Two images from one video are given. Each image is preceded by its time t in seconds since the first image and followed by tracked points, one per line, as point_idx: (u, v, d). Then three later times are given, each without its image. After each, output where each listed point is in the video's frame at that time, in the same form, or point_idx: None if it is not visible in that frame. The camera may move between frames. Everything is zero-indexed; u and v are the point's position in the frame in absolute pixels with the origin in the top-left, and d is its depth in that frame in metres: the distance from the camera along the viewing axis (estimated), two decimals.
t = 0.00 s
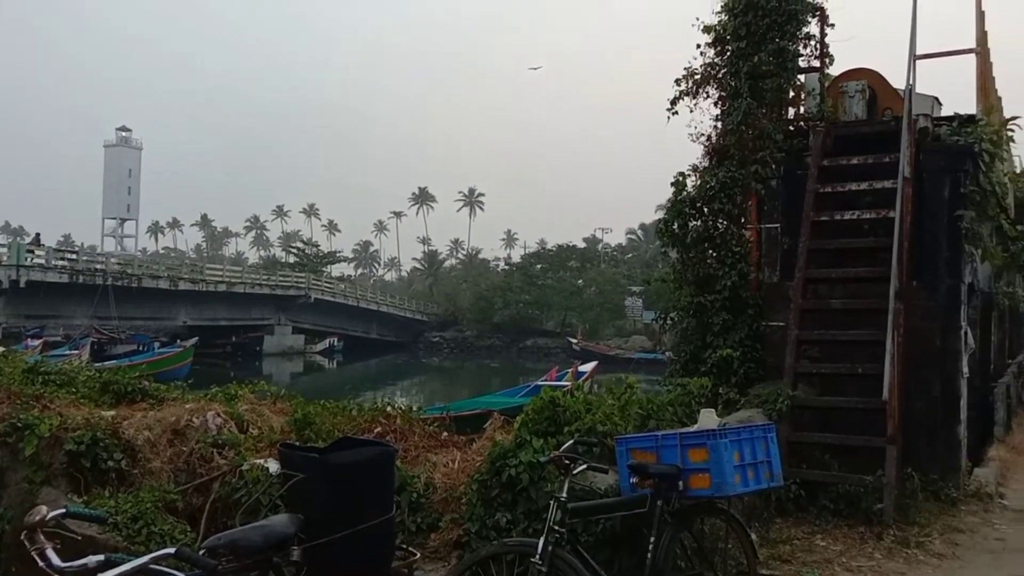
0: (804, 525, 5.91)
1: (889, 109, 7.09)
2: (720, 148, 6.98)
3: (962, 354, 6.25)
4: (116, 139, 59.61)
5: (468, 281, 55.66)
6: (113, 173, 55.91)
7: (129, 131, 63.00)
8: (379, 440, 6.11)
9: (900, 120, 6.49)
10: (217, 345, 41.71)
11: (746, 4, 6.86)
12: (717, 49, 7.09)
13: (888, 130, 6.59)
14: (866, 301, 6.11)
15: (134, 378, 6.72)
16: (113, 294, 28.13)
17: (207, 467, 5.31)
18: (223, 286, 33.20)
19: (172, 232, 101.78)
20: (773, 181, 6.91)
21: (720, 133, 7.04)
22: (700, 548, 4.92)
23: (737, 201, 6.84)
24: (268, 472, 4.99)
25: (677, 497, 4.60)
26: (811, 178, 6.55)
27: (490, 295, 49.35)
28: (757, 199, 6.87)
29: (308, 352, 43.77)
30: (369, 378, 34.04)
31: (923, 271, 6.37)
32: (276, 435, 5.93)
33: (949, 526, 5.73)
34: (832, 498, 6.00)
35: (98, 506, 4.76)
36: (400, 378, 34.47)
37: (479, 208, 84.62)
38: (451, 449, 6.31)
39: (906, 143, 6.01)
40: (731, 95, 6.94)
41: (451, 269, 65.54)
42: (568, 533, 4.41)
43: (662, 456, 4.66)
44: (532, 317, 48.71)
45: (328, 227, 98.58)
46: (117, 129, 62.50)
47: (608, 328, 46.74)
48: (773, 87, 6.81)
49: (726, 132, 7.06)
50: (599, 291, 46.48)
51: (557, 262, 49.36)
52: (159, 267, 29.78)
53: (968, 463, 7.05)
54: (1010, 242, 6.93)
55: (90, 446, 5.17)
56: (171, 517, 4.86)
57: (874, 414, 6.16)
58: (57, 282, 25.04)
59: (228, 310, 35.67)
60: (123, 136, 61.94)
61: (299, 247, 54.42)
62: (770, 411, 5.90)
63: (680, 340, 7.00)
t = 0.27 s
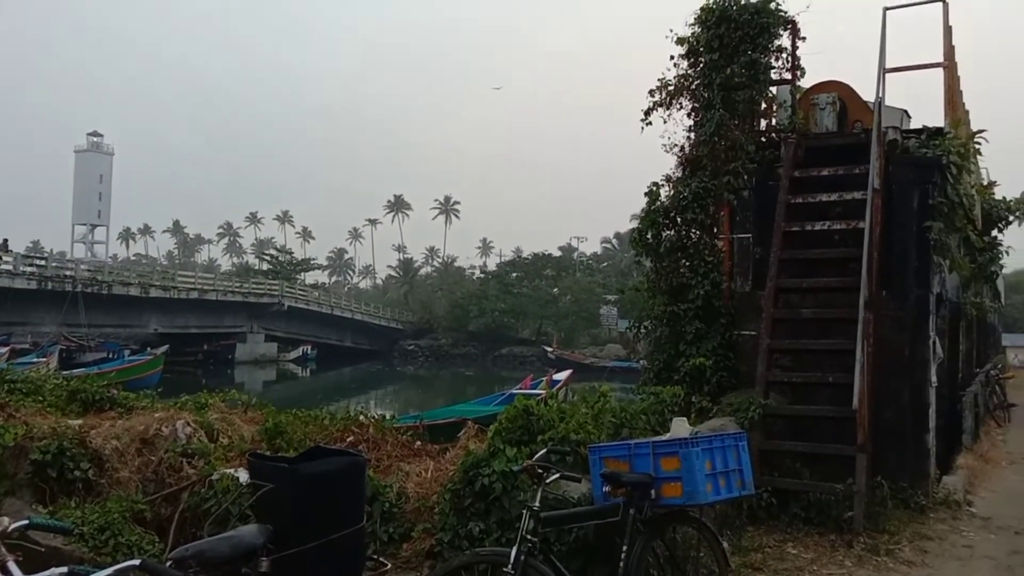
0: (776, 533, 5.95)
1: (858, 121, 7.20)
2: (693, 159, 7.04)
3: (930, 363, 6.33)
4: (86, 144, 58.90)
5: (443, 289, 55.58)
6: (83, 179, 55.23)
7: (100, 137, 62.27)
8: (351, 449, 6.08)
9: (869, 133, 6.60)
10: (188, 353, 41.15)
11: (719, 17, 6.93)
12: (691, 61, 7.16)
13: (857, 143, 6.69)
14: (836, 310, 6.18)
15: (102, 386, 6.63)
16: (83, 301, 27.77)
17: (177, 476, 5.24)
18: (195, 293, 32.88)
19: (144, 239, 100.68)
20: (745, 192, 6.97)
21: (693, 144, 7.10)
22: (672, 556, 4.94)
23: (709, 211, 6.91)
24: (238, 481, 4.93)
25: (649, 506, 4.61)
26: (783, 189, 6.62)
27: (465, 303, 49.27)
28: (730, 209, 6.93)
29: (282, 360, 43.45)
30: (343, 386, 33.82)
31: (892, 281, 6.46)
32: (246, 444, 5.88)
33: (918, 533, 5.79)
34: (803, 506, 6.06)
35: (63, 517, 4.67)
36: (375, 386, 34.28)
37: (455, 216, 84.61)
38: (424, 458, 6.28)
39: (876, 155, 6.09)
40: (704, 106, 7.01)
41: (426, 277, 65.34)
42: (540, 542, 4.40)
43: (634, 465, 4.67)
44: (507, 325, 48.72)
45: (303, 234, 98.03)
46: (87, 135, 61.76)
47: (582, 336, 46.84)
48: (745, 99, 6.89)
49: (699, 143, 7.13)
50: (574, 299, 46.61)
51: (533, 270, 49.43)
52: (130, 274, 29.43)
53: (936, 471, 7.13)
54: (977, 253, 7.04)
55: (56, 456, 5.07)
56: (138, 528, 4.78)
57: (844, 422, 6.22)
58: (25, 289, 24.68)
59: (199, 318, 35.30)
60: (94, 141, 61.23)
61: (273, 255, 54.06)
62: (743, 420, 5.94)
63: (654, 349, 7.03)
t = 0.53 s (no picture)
0: (762, 531, 5.97)
1: (845, 121, 7.23)
2: (681, 158, 7.06)
3: (915, 362, 6.38)
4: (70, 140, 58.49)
5: (431, 287, 55.52)
6: (67, 175, 54.84)
7: (85, 133, 61.87)
8: (338, 448, 6.06)
9: (856, 134, 6.64)
10: (174, 351, 40.84)
11: (707, 17, 6.95)
12: (679, 61, 7.17)
13: (844, 143, 6.73)
14: (822, 310, 6.21)
15: (87, 384, 6.58)
16: (68, 298, 27.59)
17: (161, 475, 5.21)
18: (181, 290, 32.70)
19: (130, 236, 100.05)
20: (732, 192, 7.00)
21: (681, 143, 7.12)
22: (658, 555, 4.95)
23: (697, 211, 6.93)
24: (224, 480, 4.91)
25: (635, 504, 4.62)
26: (770, 189, 6.65)
27: (453, 301, 49.20)
28: (717, 208, 6.95)
29: (268, 359, 43.29)
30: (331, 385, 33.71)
31: (878, 281, 6.50)
32: (232, 443, 5.86)
33: (903, 531, 5.83)
34: (789, 504, 6.09)
35: (46, 516, 4.63)
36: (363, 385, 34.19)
37: (443, 215, 84.54)
38: (411, 456, 6.27)
39: (862, 156, 6.12)
40: (692, 106, 7.03)
41: (414, 275, 65.24)
42: (527, 541, 4.40)
43: (621, 463, 4.67)
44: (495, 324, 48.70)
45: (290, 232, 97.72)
46: (73, 130, 61.32)
47: (570, 335, 46.88)
48: (733, 99, 6.91)
49: (687, 142, 7.15)
50: (562, 298, 46.63)
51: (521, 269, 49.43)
52: (116, 271, 29.25)
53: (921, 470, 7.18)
54: (962, 254, 7.10)
55: (39, 454, 5.08)
56: (123, 526, 4.75)
57: (830, 421, 6.25)
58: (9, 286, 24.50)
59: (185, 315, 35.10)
60: (79, 137, 60.78)
61: (260, 252, 53.84)
62: (729, 419, 5.96)
63: (641, 347, 7.05)
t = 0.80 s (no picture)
0: (748, 527, 5.99)
1: (829, 118, 7.26)
2: (667, 156, 7.07)
3: (900, 357, 6.41)
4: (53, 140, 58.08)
5: (418, 286, 55.46)
6: (50, 175, 54.46)
7: (68, 132, 61.45)
8: (323, 447, 6.04)
9: (840, 131, 6.67)
10: (160, 352, 40.64)
11: (692, 15, 6.97)
12: (664, 58, 7.18)
13: (828, 140, 6.76)
14: (807, 306, 6.24)
15: (70, 385, 6.54)
16: (51, 298, 27.42)
17: (145, 476, 5.18)
18: (167, 290, 32.52)
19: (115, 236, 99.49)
20: (718, 189, 7.02)
21: (666, 141, 7.13)
22: (645, 552, 4.95)
23: (682, 208, 6.94)
24: (208, 481, 4.89)
25: (622, 501, 4.62)
26: (755, 186, 6.66)
27: (440, 300, 49.18)
28: (702, 206, 6.96)
29: (255, 359, 43.15)
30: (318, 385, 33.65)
31: (862, 277, 6.53)
32: (216, 443, 5.83)
33: (888, 526, 5.86)
34: (775, 500, 6.11)
35: (28, 519, 4.59)
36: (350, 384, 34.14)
37: (430, 213, 84.46)
38: (398, 455, 6.26)
39: (846, 152, 6.15)
40: (678, 104, 7.03)
41: (401, 274, 65.16)
42: (513, 539, 4.39)
43: (607, 460, 4.67)
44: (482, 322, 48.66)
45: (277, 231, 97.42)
46: (56, 130, 60.87)
47: (558, 333, 46.96)
48: (718, 96, 6.92)
49: (672, 140, 7.16)
50: (549, 296, 46.65)
51: (508, 267, 49.41)
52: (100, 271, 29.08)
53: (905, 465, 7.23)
54: (946, 249, 7.14)
55: (21, 456, 5.05)
56: (106, 528, 4.71)
57: (816, 417, 6.27)
58: None
59: (171, 315, 34.93)
60: (62, 137, 60.31)
61: (247, 252, 53.64)
62: (716, 415, 5.97)
63: (627, 345, 7.06)
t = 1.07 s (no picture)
0: (731, 531, 6.01)
1: (810, 124, 7.32)
2: (649, 161, 7.10)
3: (881, 361, 6.46)
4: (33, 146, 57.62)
5: (403, 291, 55.37)
6: (30, 181, 54.03)
7: (48, 137, 60.99)
8: (306, 455, 6.01)
9: (821, 137, 6.72)
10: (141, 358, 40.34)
11: (674, 21, 7.01)
12: (647, 65, 7.22)
13: (809, 146, 6.81)
14: (789, 311, 6.28)
15: (48, 392, 6.48)
16: (30, 304, 27.19)
17: (125, 484, 5.14)
18: (148, 296, 32.30)
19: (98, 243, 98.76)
20: (700, 195, 7.06)
21: (649, 147, 7.17)
22: (628, 557, 4.94)
23: (665, 213, 6.97)
24: (189, 489, 4.85)
25: (605, 506, 4.62)
26: (737, 191, 6.70)
27: (425, 305, 49.09)
28: (685, 211, 7.00)
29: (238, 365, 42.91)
30: (302, 391, 33.49)
31: (843, 281, 6.57)
32: (198, 450, 5.80)
33: (870, 529, 5.90)
34: (758, 504, 6.13)
35: (5, 529, 4.54)
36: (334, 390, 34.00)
37: (415, 218, 84.39)
38: (380, 462, 6.24)
39: (827, 158, 6.20)
40: (660, 110, 7.07)
41: (385, 279, 65.03)
42: (496, 545, 4.37)
43: (590, 465, 4.68)
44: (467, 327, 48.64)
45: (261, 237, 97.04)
46: (36, 136, 60.39)
47: (542, 338, 46.98)
48: (700, 102, 6.96)
49: (655, 146, 7.20)
50: (534, 301, 46.68)
51: (493, 272, 49.42)
52: (80, 277, 28.87)
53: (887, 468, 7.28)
54: (925, 254, 7.21)
55: None
56: (85, 537, 4.67)
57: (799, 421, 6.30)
58: None
59: (153, 321, 34.70)
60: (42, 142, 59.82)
61: (231, 258, 53.39)
62: (699, 420, 5.99)
63: (610, 350, 7.08)
